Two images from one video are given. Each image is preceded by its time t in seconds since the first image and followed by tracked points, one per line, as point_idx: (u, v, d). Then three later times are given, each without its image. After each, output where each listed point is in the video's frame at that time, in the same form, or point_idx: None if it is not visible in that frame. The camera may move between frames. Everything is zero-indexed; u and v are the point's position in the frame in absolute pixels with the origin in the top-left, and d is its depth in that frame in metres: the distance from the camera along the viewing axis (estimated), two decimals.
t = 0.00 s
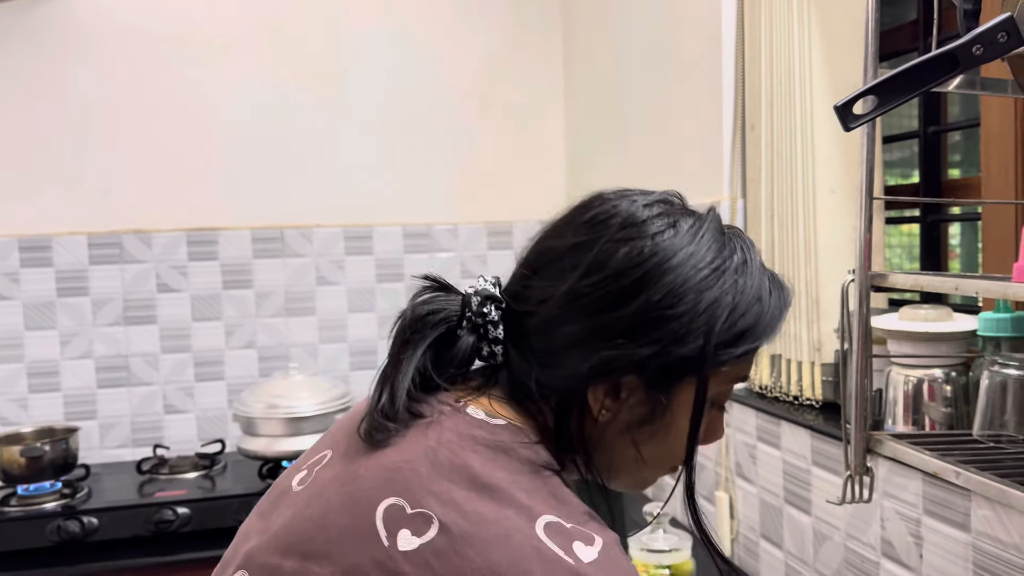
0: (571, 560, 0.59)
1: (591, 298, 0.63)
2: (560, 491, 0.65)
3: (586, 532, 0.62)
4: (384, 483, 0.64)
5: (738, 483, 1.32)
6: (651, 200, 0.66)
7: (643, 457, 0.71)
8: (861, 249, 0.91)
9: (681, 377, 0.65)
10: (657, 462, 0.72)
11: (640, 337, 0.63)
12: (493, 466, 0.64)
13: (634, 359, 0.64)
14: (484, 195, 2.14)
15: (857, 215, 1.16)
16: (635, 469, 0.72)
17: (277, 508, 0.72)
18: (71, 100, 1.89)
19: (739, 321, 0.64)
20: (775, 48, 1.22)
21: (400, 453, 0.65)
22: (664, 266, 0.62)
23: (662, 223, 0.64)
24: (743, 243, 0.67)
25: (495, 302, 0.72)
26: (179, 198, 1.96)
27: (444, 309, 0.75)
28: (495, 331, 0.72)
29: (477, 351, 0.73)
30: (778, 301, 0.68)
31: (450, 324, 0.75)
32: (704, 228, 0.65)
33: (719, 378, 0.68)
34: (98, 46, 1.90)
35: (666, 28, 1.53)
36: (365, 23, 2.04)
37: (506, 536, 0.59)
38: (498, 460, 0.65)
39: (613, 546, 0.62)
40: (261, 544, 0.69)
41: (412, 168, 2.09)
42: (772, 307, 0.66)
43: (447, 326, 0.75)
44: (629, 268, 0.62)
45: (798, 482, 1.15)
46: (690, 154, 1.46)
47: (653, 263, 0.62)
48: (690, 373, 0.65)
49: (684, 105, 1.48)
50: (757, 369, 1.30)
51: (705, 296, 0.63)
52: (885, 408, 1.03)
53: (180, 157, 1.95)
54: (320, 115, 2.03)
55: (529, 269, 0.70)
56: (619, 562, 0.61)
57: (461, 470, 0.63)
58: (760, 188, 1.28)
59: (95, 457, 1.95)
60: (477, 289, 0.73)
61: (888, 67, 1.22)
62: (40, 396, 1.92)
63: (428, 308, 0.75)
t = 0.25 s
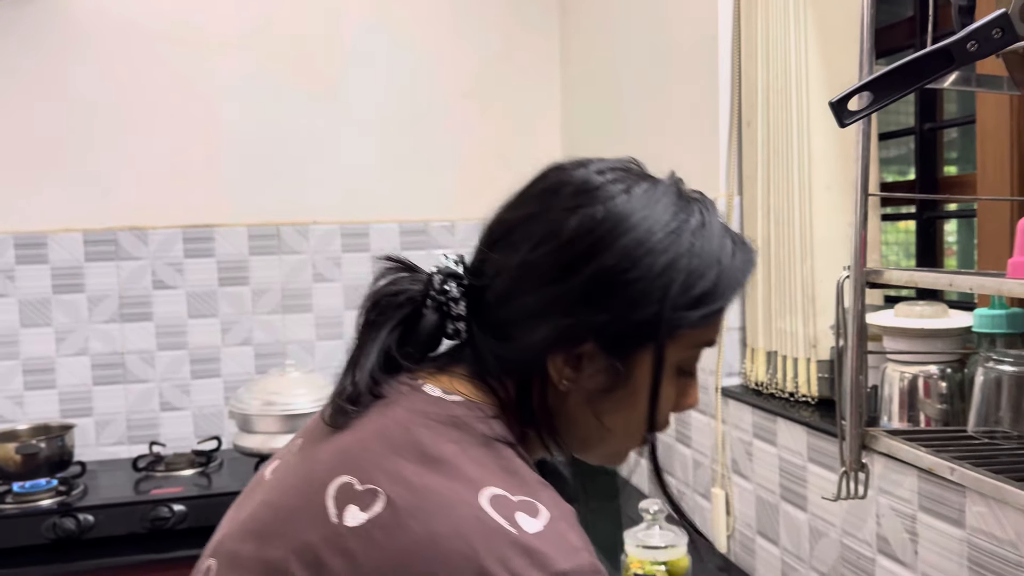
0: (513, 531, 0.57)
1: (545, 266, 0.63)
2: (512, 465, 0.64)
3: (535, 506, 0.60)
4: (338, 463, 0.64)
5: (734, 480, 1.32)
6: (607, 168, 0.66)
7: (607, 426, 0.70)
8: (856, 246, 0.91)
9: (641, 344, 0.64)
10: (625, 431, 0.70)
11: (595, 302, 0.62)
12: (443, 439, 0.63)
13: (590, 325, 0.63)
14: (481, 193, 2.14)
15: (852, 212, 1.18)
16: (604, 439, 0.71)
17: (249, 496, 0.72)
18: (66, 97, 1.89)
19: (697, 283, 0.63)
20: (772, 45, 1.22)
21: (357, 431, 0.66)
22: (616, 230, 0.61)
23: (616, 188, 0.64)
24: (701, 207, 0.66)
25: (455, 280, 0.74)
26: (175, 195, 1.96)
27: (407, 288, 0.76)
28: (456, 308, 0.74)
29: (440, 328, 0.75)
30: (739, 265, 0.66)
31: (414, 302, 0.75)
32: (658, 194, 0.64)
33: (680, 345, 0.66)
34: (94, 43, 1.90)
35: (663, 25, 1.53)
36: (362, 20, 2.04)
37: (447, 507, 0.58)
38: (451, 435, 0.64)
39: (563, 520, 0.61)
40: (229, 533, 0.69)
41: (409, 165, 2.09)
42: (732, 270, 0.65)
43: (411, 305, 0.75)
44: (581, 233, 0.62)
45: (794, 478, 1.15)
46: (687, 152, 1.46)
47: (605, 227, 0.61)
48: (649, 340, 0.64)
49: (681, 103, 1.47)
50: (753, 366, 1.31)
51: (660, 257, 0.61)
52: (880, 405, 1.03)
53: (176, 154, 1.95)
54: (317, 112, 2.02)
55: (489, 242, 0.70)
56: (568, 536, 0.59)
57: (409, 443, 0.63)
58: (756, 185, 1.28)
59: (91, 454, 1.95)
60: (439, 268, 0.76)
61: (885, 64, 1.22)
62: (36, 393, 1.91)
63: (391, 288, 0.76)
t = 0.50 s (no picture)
0: (418, 490, 0.56)
1: (466, 226, 0.62)
2: (432, 428, 0.63)
3: (450, 466, 0.59)
4: (267, 441, 0.64)
5: (727, 477, 1.32)
6: (525, 125, 0.65)
7: (544, 387, 0.69)
8: (846, 244, 0.91)
9: (567, 301, 0.62)
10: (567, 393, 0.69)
11: (515, 257, 0.61)
12: (363, 407, 0.63)
13: (511, 282, 0.61)
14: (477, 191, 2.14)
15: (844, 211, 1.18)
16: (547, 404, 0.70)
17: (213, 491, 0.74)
18: (60, 94, 1.88)
19: (621, 237, 0.61)
20: (765, 43, 1.22)
21: (289, 409, 0.66)
22: (533, 183, 0.60)
23: (535, 143, 0.63)
24: (626, 161, 0.65)
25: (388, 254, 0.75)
26: (169, 192, 1.95)
27: (344, 265, 0.77)
28: (390, 280, 0.74)
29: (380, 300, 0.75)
30: (665, 218, 0.65)
31: (352, 277, 0.77)
32: (580, 148, 0.63)
33: (612, 299, 0.64)
34: (87, 39, 1.89)
35: (657, 23, 1.53)
36: (356, 16, 2.04)
37: (356, 470, 0.57)
38: (371, 403, 0.63)
39: (478, 479, 0.59)
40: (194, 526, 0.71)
41: (404, 163, 2.08)
42: (657, 223, 0.64)
43: (348, 280, 0.77)
44: (499, 191, 0.61)
45: (786, 476, 1.16)
46: (680, 150, 1.46)
47: (522, 181, 0.60)
48: (574, 296, 0.62)
49: (675, 101, 1.48)
50: (746, 364, 1.31)
51: (579, 209, 0.60)
52: (871, 402, 1.03)
53: (170, 150, 1.94)
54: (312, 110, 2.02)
55: (416, 210, 0.69)
56: (482, 495, 0.57)
57: (331, 412, 0.63)
58: (749, 183, 1.28)
59: (85, 451, 1.94)
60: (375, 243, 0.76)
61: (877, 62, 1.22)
62: (29, 390, 1.91)
63: (329, 266, 0.78)
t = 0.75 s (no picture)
0: (317, 455, 0.55)
1: (393, 187, 0.61)
2: (344, 393, 0.61)
3: (355, 429, 0.57)
4: (194, 429, 0.64)
5: (726, 475, 1.32)
6: (460, 82, 0.64)
7: (479, 351, 0.67)
8: (847, 243, 0.91)
9: (495, 264, 0.61)
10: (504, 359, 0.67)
11: (440, 219, 0.60)
12: (278, 382, 0.62)
13: (438, 244, 0.60)
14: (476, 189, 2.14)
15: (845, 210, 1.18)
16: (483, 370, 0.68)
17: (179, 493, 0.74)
18: (58, 90, 1.87)
19: (552, 198, 0.60)
20: (765, 42, 1.22)
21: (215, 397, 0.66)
22: (461, 141, 0.59)
23: (467, 101, 0.62)
24: (563, 120, 0.64)
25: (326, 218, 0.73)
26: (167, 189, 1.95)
27: (275, 227, 0.75)
28: (328, 245, 0.73)
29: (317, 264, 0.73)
30: (602, 179, 0.63)
31: (287, 240, 0.75)
32: (515, 106, 0.62)
33: (547, 262, 0.63)
34: (85, 35, 1.88)
35: (657, 21, 1.53)
36: (356, 13, 2.03)
37: (260, 443, 0.57)
38: (287, 376, 0.62)
39: (385, 439, 0.57)
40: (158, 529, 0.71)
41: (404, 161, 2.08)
42: (591, 184, 0.62)
43: (281, 243, 0.75)
44: (426, 149, 0.60)
45: (786, 474, 1.16)
46: (680, 148, 1.46)
47: (450, 140, 0.59)
48: (502, 260, 0.61)
49: (674, 99, 1.47)
50: (746, 363, 1.31)
51: (508, 168, 0.59)
52: (871, 401, 1.03)
53: (168, 147, 1.94)
54: (311, 107, 2.02)
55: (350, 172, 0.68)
56: (386, 454, 0.55)
57: (247, 391, 0.62)
58: (749, 181, 1.28)
59: (83, 449, 1.94)
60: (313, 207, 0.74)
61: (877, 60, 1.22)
62: (27, 387, 1.90)
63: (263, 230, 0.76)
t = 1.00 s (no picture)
0: (242, 429, 0.56)
1: (325, 151, 0.62)
2: (276, 364, 0.62)
3: (280, 399, 0.58)
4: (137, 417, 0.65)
5: (727, 472, 1.32)
6: (392, 44, 0.64)
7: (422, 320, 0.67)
8: (851, 239, 0.91)
9: (429, 228, 0.61)
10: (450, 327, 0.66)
11: (371, 181, 0.60)
12: (209, 363, 0.63)
13: (369, 208, 0.61)
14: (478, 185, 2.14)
15: (847, 207, 1.18)
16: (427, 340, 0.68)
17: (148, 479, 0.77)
18: (58, 84, 1.87)
19: (486, 157, 0.61)
20: (768, 38, 1.22)
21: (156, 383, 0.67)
22: (391, 102, 0.59)
23: (398, 61, 0.62)
24: (497, 79, 0.64)
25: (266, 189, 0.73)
26: (166, 184, 1.94)
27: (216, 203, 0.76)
28: (269, 217, 0.74)
29: (260, 237, 0.73)
30: (537, 139, 0.64)
31: (225, 215, 0.75)
32: (448, 65, 0.62)
33: (482, 224, 0.63)
34: (85, 29, 1.88)
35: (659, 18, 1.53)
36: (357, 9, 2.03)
37: (188, 422, 0.58)
38: (221, 354, 0.63)
39: (311, 406, 0.58)
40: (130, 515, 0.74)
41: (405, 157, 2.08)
42: (525, 143, 0.63)
43: (222, 218, 0.75)
44: (356, 110, 0.60)
45: (787, 471, 1.15)
46: (682, 145, 1.46)
47: (380, 101, 0.60)
48: (435, 223, 0.61)
49: (677, 95, 1.47)
50: (747, 360, 1.31)
51: (440, 128, 0.59)
52: (873, 398, 1.03)
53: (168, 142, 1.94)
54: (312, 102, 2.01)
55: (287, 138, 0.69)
56: (311, 420, 0.57)
57: (182, 375, 0.64)
58: (750, 177, 1.28)
59: (83, 444, 1.94)
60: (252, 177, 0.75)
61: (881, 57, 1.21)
62: (27, 382, 1.90)
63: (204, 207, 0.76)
